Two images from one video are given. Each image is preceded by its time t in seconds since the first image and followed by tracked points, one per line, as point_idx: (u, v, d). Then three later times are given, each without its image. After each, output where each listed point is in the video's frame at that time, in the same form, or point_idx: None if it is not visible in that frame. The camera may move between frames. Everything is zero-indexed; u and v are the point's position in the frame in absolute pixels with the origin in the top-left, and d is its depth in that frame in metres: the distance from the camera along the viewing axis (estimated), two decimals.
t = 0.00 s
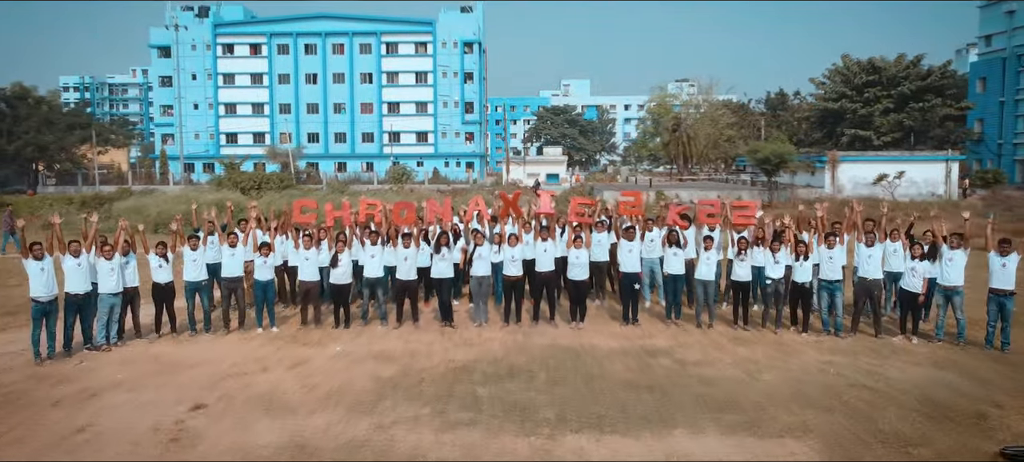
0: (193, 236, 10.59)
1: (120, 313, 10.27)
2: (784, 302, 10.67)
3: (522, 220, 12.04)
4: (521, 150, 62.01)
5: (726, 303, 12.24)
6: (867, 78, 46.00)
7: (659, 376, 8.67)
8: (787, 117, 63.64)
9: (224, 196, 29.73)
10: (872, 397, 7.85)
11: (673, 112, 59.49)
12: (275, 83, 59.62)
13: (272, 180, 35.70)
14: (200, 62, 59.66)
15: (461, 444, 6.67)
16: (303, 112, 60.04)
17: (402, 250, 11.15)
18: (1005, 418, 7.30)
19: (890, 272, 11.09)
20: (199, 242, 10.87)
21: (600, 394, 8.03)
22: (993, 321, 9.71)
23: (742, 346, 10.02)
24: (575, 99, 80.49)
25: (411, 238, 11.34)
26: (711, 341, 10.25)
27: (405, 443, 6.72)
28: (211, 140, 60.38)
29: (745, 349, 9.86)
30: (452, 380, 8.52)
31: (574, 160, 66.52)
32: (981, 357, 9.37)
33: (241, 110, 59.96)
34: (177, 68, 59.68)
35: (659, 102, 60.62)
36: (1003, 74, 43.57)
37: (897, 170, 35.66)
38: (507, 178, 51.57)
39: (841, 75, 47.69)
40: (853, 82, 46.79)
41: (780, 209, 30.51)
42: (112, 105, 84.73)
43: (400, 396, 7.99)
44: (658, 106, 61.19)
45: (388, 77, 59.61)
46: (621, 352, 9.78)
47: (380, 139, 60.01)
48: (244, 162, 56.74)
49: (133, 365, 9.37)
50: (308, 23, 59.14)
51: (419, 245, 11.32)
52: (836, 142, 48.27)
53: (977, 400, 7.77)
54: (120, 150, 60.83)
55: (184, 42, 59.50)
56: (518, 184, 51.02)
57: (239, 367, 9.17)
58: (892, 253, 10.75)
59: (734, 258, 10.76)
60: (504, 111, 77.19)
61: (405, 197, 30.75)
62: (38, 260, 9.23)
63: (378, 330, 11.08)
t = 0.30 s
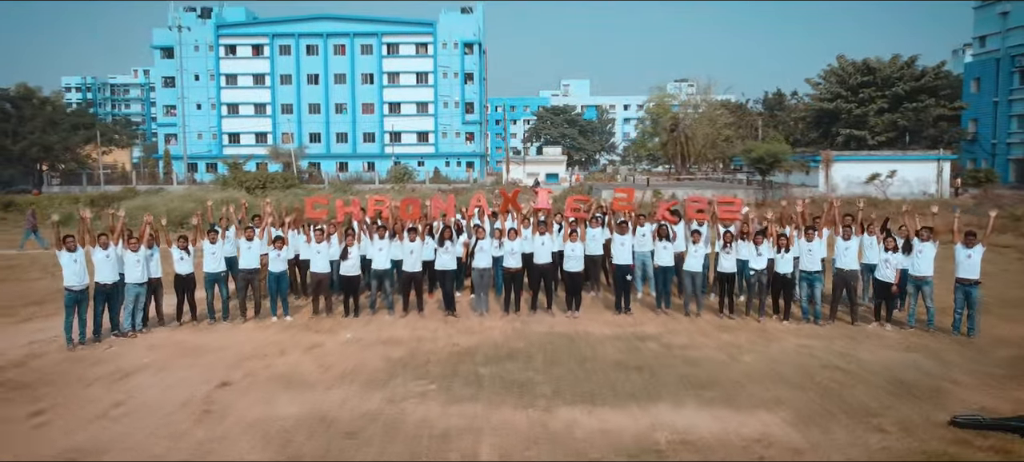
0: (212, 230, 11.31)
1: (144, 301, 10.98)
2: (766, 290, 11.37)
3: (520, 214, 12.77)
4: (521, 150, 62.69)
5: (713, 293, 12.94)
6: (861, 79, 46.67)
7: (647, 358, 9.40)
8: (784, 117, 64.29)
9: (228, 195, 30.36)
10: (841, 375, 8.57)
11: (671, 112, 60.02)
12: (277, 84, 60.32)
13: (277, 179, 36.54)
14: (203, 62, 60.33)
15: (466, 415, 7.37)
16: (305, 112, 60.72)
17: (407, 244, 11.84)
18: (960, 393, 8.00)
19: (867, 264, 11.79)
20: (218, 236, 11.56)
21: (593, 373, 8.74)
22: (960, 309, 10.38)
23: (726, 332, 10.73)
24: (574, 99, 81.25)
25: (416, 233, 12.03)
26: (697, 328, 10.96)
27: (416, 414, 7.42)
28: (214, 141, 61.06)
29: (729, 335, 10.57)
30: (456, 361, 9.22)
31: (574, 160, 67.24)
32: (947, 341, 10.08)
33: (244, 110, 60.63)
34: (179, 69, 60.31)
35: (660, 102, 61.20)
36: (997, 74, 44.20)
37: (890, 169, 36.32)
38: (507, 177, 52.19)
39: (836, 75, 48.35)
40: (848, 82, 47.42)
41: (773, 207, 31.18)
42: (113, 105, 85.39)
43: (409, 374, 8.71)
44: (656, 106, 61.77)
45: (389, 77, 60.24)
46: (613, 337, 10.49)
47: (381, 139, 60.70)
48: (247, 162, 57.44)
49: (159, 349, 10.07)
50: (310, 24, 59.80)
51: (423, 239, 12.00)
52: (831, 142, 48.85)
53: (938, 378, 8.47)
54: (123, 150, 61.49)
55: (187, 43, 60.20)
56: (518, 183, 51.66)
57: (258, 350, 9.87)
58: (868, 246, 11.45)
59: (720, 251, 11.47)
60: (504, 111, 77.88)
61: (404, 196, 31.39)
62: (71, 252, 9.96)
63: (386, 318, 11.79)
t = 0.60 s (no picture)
0: (229, 225, 12.04)
1: (167, 292, 11.71)
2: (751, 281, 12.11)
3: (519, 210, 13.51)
4: (521, 150, 63.35)
5: (703, 285, 13.65)
6: (856, 80, 47.42)
7: (637, 342, 10.11)
8: (781, 118, 65.01)
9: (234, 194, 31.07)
10: (815, 357, 9.29)
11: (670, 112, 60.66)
12: (279, 84, 61.04)
13: (282, 178, 37.45)
14: (206, 63, 61.02)
15: (469, 392, 8.06)
16: (307, 112, 61.42)
17: (413, 238, 12.55)
18: (924, 372, 8.71)
19: (845, 256, 12.54)
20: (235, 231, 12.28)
21: (587, 356, 9.44)
22: (931, 297, 11.08)
23: (712, 320, 11.45)
24: (575, 99, 82.03)
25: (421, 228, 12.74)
26: (686, 316, 11.67)
27: (423, 390, 8.12)
28: (217, 141, 61.78)
29: (715, 323, 11.29)
30: (459, 346, 9.93)
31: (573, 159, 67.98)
32: (916, 327, 10.81)
33: (246, 110, 61.32)
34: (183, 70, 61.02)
35: (658, 103, 61.58)
36: (991, 74, 44.62)
37: (882, 169, 37.01)
38: (507, 177, 52.83)
39: (831, 76, 49.07)
40: (843, 83, 48.15)
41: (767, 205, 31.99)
42: (116, 105, 86.19)
43: (416, 357, 9.40)
44: (655, 106, 62.39)
45: (390, 78, 60.96)
46: (606, 325, 11.21)
47: (382, 139, 61.40)
48: (250, 162, 58.15)
49: (181, 335, 10.77)
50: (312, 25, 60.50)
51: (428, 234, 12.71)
52: (827, 142, 49.62)
53: (904, 358, 9.18)
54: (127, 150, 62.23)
55: (190, 44, 60.91)
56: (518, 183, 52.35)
57: (274, 336, 10.58)
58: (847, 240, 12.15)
59: (708, 244, 12.18)
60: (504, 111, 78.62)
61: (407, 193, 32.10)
62: (100, 244, 10.65)
63: (393, 308, 12.51)
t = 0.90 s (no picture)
0: (245, 220, 12.74)
1: (186, 283, 12.41)
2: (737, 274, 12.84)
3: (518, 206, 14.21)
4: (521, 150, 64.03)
5: (693, 277, 14.37)
6: (851, 81, 48.05)
7: (628, 329, 10.85)
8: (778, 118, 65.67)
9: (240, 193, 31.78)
10: (793, 341, 10.03)
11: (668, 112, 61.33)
12: (281, 85, 61.75)
13: (287, 178, 38.30)
14: (208, 63, 61.72)
15: (472, 371, 8.79)
16: (308, 112, 62.13)
17: (418, 232, 13.27)
18: (891, 354, 9.45)
19: (826, 250, 13.26)
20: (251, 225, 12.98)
21: (581, 340, 10.18)
22: (905, 287, 11.82)
23: (700, 309, 12.19)
24: (574, 99, 82.73)
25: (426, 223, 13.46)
26: (675, 306, 12.41)
27: (430, 370, 8.83)
28: (219, 140, 62.48)
29: (702, 311, 12.02)
30: (462, 331, 10.66)
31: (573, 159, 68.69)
32: (890, 315, 11.55)
33: (249, 110, 62.00)
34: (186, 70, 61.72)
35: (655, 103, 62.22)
36: (985, 75, 45.46)
37: (874, 168, 37.73)
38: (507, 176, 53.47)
39: (826, 77, 49.77)
40: (838, 84, 48.79)
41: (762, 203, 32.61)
42: (118, 105, 86.91)
43: (422, 342, 10.12)
44: (653, 106, 63.02)
45: (391, 79, 61.66)
46: (600, 313, 11.94)
47: (383, 139, 62.13)
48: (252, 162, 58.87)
49: (202, 322, 11.49)
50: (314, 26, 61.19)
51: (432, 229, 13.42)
52: (822, 141, 50.24)
53: (875, 342, 9.92)
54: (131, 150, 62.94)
55: (193, 45, 61.63)
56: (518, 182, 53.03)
57: (289, 324, 11.31)
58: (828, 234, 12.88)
59: (696, 238, 12.90)
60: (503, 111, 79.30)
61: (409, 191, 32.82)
62: (126, 237, 11.36)
63: (399, 299, 13.26)
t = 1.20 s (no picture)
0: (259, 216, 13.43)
1: (204, 275, 13.12)
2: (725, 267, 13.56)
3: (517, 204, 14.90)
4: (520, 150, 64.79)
5: (683, 271, 15.10)
6: (846, 81, 48.70)
7: (621, 317, 11.59)
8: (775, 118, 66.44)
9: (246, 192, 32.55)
10: (773, 328, 10.77)
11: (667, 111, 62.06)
12: (283, 85, 62.50)
13: (291, 177, 38.95)
14: (211, 64, 62.41)
15: (476, 353, 9.55)
16: (310, 113, 62.83)
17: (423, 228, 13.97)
18: (863, 338, 10.22)
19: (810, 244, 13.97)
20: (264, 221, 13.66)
21: (576, 328, 10.93)
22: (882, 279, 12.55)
23: (688, 300, 12.95)
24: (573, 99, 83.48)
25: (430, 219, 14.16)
26: (666, 297, 13.16)
27: (437, 352, 9.59)
28: (222, 140, 63.15)
29: (691, 302, 12.79)
30: (465, 320, 11.42)
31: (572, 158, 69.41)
32: (866, 305, 12.32)
33: (251, 110, 62.69)
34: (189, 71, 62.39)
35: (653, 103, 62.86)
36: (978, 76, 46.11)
37: (867, 168, 38.53)
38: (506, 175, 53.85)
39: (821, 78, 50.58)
40: (833, 84, 49.43)
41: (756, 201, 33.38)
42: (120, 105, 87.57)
43: (428, 329, 10.88)
44: (652, 107, 63.71)
45: (392, 79, 62.38)
46: (594, 304, 12.69)
47: (384, 139, 62.89)
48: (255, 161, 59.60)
49: (221, 312, 12.22)
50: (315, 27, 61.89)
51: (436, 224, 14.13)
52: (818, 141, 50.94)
53: (849, 329, 10.68)
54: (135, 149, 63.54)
55: (196, 46, 62.30)
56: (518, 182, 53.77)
57: (303, 313, 12.05)
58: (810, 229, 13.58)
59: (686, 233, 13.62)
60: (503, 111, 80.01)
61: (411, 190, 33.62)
62: (148, 232, 12.06)
63: (405, 291, 14.01)
